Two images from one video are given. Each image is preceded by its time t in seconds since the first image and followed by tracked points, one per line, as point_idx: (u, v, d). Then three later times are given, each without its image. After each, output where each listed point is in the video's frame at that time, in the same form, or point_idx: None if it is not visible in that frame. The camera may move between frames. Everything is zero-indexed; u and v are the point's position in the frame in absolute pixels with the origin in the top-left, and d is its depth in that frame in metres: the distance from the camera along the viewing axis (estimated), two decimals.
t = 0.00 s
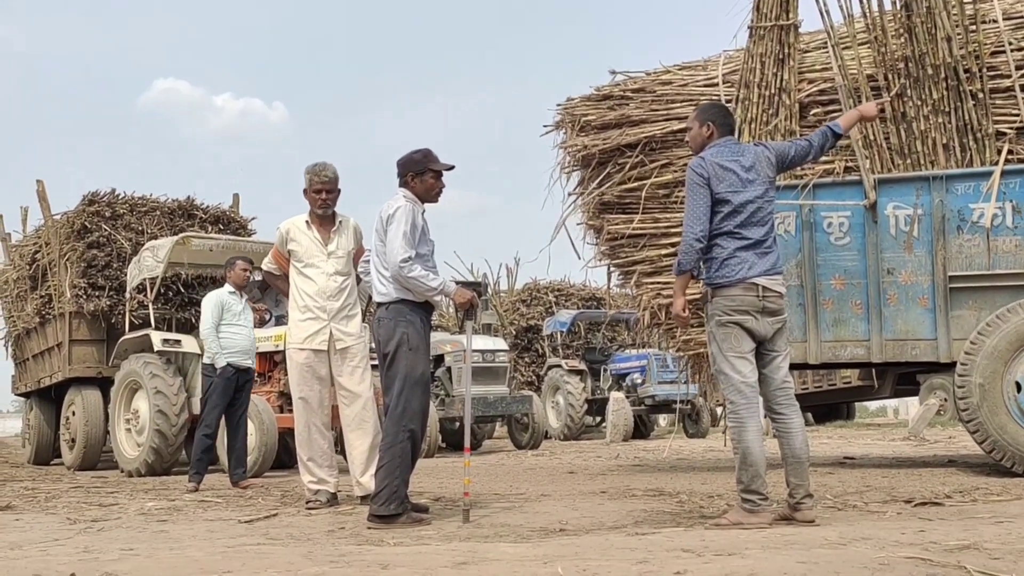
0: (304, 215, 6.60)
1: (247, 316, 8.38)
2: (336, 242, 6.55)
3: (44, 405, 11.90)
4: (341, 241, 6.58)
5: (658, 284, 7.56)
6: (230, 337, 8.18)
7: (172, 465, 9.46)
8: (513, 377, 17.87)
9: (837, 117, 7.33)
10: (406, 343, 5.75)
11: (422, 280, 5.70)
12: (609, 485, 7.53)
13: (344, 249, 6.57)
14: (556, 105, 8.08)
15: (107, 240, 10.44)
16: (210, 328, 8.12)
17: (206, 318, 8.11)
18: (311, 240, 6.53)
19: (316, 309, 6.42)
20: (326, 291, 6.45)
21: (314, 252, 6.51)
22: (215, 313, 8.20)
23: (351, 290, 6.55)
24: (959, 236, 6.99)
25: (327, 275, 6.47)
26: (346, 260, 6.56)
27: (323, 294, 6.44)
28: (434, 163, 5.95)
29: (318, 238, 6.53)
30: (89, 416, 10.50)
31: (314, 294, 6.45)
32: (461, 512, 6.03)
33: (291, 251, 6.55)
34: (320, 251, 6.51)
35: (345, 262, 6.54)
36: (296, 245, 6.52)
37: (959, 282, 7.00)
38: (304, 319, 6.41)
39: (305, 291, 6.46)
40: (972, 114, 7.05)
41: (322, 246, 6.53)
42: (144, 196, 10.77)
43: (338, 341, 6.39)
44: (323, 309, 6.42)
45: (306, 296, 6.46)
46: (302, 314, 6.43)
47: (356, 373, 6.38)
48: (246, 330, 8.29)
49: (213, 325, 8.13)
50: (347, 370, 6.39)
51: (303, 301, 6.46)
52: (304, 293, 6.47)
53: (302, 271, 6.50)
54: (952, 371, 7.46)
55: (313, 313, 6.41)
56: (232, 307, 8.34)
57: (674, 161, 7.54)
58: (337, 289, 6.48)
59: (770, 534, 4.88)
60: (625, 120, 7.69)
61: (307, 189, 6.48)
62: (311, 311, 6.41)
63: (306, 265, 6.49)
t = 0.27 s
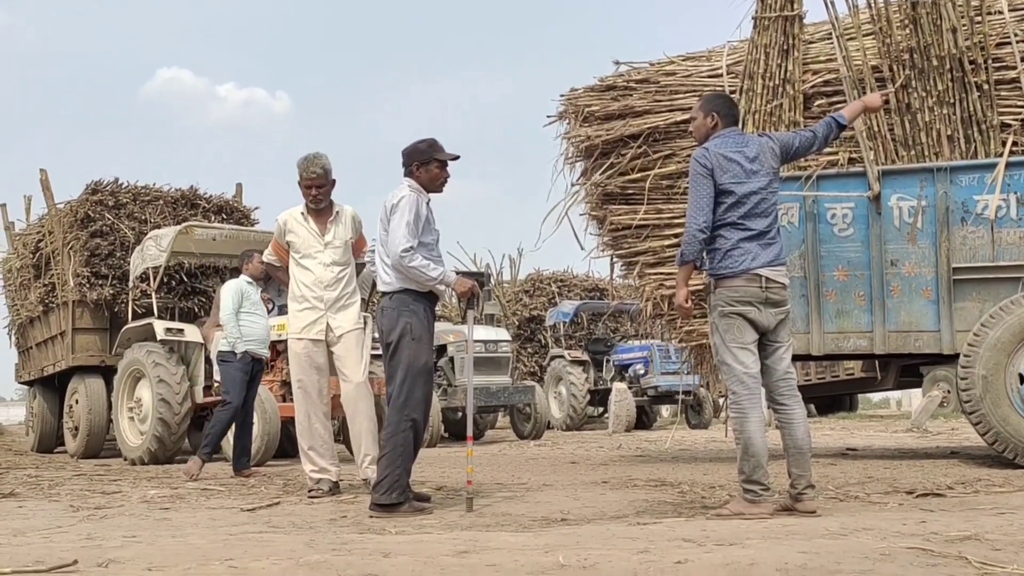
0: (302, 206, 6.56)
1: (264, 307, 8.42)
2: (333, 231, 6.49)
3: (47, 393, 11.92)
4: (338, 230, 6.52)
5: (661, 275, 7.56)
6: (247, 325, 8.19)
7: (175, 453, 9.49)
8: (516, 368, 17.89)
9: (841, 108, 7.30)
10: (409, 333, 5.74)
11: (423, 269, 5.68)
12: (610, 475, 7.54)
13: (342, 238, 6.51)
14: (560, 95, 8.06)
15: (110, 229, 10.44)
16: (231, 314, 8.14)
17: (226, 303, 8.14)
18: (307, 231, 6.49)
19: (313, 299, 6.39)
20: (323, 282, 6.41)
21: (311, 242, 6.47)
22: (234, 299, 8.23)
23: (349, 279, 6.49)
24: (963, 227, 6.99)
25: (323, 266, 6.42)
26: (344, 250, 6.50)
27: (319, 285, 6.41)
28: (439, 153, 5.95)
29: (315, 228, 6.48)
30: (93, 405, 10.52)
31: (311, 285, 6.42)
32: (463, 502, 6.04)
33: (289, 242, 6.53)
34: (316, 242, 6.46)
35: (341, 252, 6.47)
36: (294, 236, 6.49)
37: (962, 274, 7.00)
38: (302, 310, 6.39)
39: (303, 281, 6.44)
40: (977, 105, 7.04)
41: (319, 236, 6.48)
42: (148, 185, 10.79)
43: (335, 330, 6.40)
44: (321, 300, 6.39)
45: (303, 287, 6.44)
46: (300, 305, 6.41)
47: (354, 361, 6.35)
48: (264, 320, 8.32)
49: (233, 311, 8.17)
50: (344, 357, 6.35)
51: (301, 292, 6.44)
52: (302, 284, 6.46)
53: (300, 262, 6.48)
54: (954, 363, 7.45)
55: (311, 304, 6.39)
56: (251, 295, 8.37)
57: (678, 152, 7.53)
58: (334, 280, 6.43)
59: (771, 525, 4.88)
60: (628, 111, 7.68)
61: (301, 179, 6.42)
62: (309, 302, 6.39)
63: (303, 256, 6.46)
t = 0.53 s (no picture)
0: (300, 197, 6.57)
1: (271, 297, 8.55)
2: (327, 221, 6.48)
3: (49, 382, 11.93)
4: (334, 220, 6.50)
5: (662, 266, 7.55)
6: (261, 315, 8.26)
7: (177, 443, 9.50)
8: (517, 358, 17.89)
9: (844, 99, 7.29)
10: (412, 324, 5.73)
11: (426, 258, 5.70)
12: (611, 466, 7.54)
13: (337, 228, 6.48)
14: (562, 86, 8.04)
15: (112, 219, 10.44)
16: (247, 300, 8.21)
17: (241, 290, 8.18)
18: (303, 222, 6.51)
19: (309, 290, 6.40)
20: (318, 272, 6.41)
21: (307, 233, 6.48)
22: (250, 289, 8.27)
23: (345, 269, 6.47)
24: (966, 219, 6.99)
25: (318, 256, 6.43)
26: (340, 239, 6.47)
27: (315, 275, 6.41)
28: (445, 143, 5.94)
29: (311, 219, 6.48)
30: (94, 394, 10.53)
31: (307, 276, 6.43)
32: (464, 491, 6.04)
33: (287, 234, 6.55)
34: (311, 232, 6.47)
35: (336, 242, 6.46)
36: (290, 228, 6.52)
37: (964, 266, 6.99)
38: (298, 301, 6.40)
39: (300, 272, 6.45)
40: (980, 96, 7.02)
41: (315, 226, 6.48)
42: (149, 174, 10.78)
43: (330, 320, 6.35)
44: (316, 290, 6.39)
45: (300, 278, 6.46)
46: (297, 296, 6.43)
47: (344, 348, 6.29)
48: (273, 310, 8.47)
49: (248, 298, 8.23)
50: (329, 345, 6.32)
51: (298, 283, 6.46)
52: (299, 276, 6.47)
53: (297, 254, 6.50)
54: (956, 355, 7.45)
55: (307, 294, 6.40)
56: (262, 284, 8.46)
57: (679, 143, 7.52)
58: (329, 270, 6.43)
59: (772, 516, 4.88)
60: (630, 101, 7.66)
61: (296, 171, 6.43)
62: (304, 293, 6.40)
63: (300, 247, 6.48)
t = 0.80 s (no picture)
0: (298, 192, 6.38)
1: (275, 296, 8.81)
2: (323, 219, 6.27)
3: (55, 378, 11.97)
4: (330, 217, 6.28)
5: (666, 262, 7.55)
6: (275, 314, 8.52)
7: (182, 439, 9.52)
8: (521, 355, 17.91)
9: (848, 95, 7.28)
10: (424, 321, 5.76)
11: (447, 253, 5.74)
12: (616, 463, 7.55)
13: (333, 225, 6.27)
14: (566, 82, 8.04)
15: (117, 215, 10.45)
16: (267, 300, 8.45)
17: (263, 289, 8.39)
18: (300, 218, 6.31)
19: (303, 289, 6.24)
20: (312, 271, 6.22)
21: (303, 230, 6.29)
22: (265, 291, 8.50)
23: (341, 268, 6.27)
24: (970, 215, 6.99)
25: (313, 255, 6.24)
26: (335, 237, 6.27)
27: (309, 274, 6.23)
28: (455, 139, 5.94)
29: (307, 216, 6.29)
30: (100, 391, 10.56)
31: (301, 274, 6.25)
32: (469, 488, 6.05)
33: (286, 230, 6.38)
34: (307, 229, 6.28)
35: (331, 240, 6.25)
36: (287, 224, 6.34)
37: (969, 262, 6.99)
38: (292, 300, 6.26)
39: (295, 271, 6.29)
40: (985, 92, 7.01)
41: (311, 223, 6.29)
42: (154, 171, 10.79)
43: (322, 322, 6.18)
44: (309, 290, 6.22)
45: (296, 276, 6.28)
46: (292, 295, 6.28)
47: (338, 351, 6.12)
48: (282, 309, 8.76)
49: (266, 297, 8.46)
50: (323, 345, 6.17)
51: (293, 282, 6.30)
52: (295, 273, 6.30)
53: (294, 251, 6.32)
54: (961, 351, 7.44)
55: (301, 293, 6.24)
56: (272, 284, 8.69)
57: (684, 139, 7.53)
58: (323, 269, 6.23)
59: (776, 512, 4.89)
60: (634, 98, 7.66)
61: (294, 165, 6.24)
62: (298, 292, 6.24)
63: (296, 245, 6.30)
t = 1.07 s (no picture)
0: (294, 184, 6.30)
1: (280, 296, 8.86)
2: (315, 210, 6.17)
3: (58, 376, 11.98)
4: (323, 208, 6.18)
5: (669, 260, 7.55)
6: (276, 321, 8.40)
7: (184, 437, 9.53)
8: (523, 353, 17.91)
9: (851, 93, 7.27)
10: (441, 320, 5.67)
11: (468, 252, 5.68)
12: (618, 461, 7.55)
13: (325, 216, 6.16)
14: (568, 80, 8.03)
15: (119, 213, 10.45)
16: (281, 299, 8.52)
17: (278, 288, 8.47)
18: (293, 210, 6.23)
19: (293, 283, 6.14)
20: (303, 264, 6.12)
21: (296, 222, 6.20)
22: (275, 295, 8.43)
23: (332, 261, 6.15)
24: (973, 213, 6.99)
25: (303, 247, 6.14)
26: (328, 229, 6.16)
27: (299, 267, 6.13)
28: (473, 139, 5.84)
29: (300, 207, 6.20)
30: (102, 389, 10.57)
31: (293, 267, 6.15)
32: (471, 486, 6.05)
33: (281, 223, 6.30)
34: (298, 221, 6.19)
35: (322, 231, 6.14)
36: (281, 216, 6.27)
37: (972, 260, 6.99)
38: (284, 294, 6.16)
39: (287, 264, 6.19)
40: (988, 90, 7.00)
41: (304, 215, 6.19)
42: (156, 169, 10.79)
43: (313, 316, 6.06)
44: (300, 283, 6.11)
45: (288, 270, 6.19)
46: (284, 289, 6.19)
47: (332, 347, 6.01)
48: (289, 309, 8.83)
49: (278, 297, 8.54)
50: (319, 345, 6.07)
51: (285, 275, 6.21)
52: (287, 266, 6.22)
53: (287, 244, 6.24)
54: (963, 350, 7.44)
55: (292, 287, 6.14)
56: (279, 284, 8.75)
57: (686, 137, 7.52)
58: (314, 261, 6.12)
59: (779, 511, 4.88)
60: (636, 96, 7.65)
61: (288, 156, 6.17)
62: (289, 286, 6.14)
63: (288, 237, 6.22)
